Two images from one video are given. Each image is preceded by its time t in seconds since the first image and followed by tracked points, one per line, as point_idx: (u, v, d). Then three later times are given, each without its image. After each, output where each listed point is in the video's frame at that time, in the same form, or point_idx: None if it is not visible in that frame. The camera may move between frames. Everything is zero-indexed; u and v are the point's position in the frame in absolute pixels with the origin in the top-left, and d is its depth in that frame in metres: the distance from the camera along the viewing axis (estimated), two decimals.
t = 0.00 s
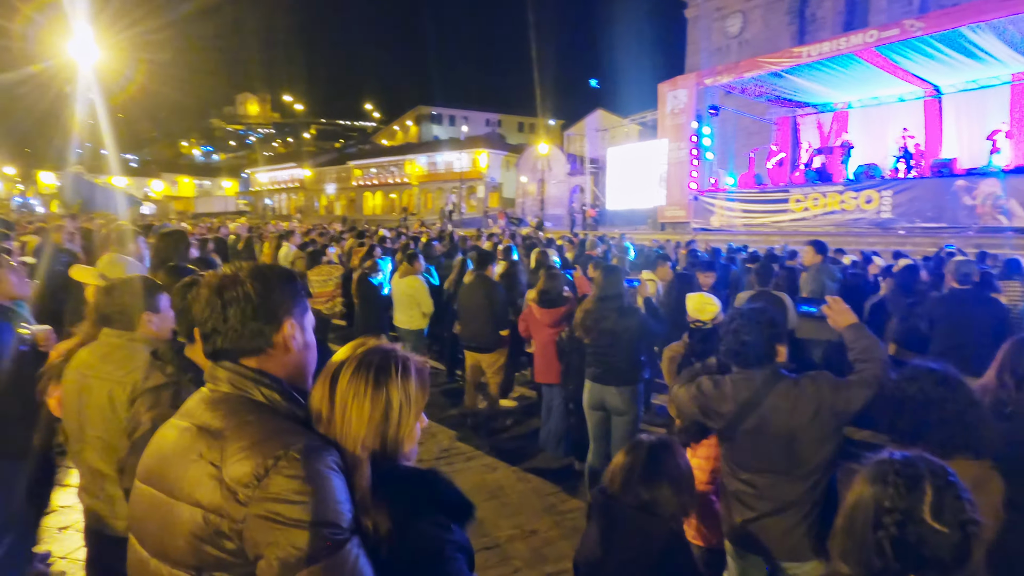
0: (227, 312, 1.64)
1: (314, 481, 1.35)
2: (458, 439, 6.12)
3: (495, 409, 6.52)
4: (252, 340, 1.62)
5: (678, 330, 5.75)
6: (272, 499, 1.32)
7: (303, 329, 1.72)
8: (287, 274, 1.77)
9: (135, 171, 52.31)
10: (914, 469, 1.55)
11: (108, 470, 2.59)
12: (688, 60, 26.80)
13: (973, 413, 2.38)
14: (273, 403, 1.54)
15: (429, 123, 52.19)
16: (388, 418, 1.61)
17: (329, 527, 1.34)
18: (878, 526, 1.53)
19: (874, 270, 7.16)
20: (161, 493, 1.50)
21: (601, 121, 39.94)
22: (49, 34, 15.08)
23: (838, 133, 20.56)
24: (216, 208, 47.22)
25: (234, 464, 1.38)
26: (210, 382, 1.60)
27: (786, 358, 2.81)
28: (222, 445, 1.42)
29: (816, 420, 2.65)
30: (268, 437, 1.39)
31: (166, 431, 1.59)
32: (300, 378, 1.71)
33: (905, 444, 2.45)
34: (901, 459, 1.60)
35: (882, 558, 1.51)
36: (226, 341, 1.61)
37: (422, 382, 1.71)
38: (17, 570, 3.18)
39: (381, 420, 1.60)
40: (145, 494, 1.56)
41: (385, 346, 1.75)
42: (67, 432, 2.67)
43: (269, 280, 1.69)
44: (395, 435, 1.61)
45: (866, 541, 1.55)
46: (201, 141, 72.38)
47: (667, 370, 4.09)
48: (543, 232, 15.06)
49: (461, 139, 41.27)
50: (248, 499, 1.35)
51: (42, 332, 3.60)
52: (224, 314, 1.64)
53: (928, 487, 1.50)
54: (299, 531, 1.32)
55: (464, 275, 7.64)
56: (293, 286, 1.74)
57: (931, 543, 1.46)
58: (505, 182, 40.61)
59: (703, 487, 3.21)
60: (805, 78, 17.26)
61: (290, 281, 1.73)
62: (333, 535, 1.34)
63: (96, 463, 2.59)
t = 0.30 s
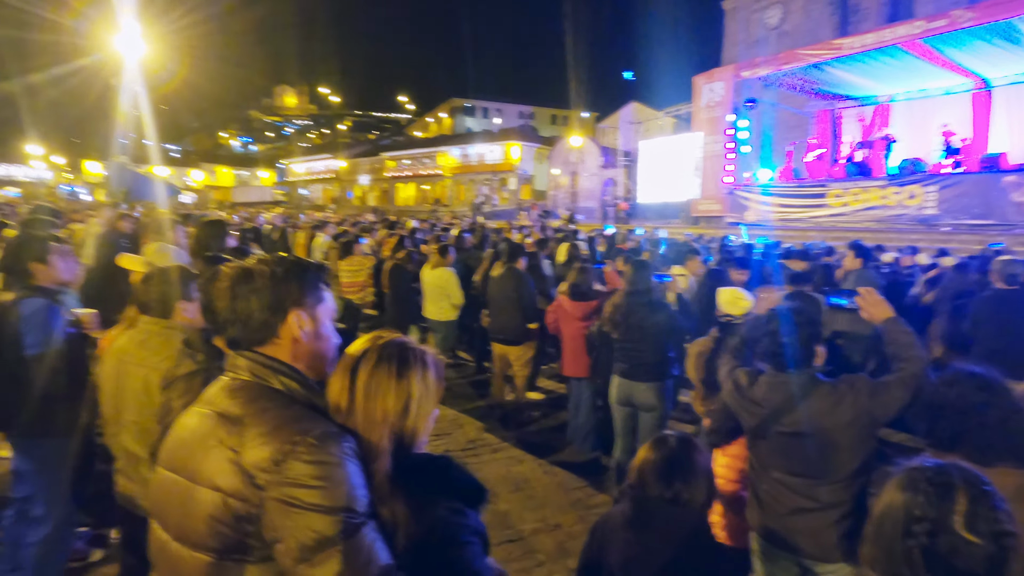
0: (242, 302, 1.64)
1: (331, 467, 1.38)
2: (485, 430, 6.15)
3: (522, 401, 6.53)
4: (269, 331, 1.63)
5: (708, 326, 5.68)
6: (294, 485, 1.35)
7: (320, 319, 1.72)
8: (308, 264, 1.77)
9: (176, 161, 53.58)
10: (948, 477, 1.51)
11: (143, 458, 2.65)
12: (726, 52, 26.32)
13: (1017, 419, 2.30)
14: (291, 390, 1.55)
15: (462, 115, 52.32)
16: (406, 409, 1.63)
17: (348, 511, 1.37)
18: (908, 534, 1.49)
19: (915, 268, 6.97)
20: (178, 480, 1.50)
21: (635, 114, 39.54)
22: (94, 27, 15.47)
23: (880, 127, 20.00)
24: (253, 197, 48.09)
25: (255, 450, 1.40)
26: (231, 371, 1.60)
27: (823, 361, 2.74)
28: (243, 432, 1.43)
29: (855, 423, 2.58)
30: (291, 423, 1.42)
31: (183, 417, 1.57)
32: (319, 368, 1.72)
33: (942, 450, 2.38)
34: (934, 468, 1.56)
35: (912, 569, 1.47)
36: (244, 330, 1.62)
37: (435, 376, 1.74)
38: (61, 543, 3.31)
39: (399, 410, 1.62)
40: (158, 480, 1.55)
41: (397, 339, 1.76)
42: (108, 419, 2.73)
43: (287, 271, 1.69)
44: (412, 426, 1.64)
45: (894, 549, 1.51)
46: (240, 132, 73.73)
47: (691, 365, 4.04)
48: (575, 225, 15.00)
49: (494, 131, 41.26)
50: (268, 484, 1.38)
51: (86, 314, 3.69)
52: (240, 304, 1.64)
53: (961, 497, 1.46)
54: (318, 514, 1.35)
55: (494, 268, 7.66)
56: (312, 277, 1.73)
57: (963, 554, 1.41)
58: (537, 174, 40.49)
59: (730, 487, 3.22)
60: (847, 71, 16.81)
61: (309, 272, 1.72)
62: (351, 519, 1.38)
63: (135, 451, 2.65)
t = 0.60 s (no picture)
0: (236, 293, 1.61)
1: (338, 460, 1.33)
2: (491, 419, 6.16)
3: (528, 391, 6.54)
4: (260, 318, 1.58)
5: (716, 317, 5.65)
6: (300, 480, 1.32)
7: (323, 303, 1.64)
8: (312, 245, 1.71)
9: (187, 147, 53.83)
10: (958, 471, 1.49)
11: (151, 438, 2.68)
12: (740, 42, 26.05)
13: None
14: (293, 379, 1.52)
15: (473, 104, 52.26)
16: (423, 394, 1.59)
17: (357, 505, 1.33)
18: (916, 529, 1.49)
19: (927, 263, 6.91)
20: (182, 474, 1.50)
21: (647, 104, 39.31)
22: (108, 11, 15.53)
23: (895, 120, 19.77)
24: (264, 183, 48.30)
25: (259, 442, 1.37)
26: (232, 362, 1.56)
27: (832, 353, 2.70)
28: (247, 425, 1.40)
29: (863, 421, 2.58)
30: (296, 415, 1.38)
31: (186, 410, 1.56)
32: (329, 352, 1.64)
33: (952, 445, 2.37)
34: (944, 461, 1.55)
35: (919, 563, 1.47)
36: (241, 322, 1.59)
37: (446, 359, 1.70)
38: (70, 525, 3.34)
39: (415, 394, 1.58)
40: (166, 476, 1.56)
41: (405, 323, 1.72)
42: (117, 401, 2.77)
43: (283, 256, 1.62)
44: (428, 412, 1.61)
45: (905, 545, 1.50)
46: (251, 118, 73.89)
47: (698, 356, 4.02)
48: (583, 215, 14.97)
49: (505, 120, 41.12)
50: (275, 479, 1.35)
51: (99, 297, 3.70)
52: (233, 295, 1.61)
53: (970, 491, 1.45)
54: (327, 510, 1.31)
55: (501, 257, 7.64)
56: (310, 261, 1.64)
57: (972, 551, 1.40)
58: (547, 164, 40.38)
59: (741, 483, 3.21)
60: (862, 62, 16.60)
61: (305, 255, 1.63)
62: (362, 511, 1.34)
63: (142, 431, 2.69)
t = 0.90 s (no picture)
0: (202, 287, 1.54)
1: (321, 470, 1.27)
2: (468, 409, 6.17)
3: (505, 381, 6.57)
4: (224, 314, 1.53)
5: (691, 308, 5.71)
6: (278, 494, 1.25)
7: (298, 291, 1.57)
8: (281, 228, 1.64)
9: (160, 131, 52.78)
10: (923, 459, 1.54)
11: (113, 427, 2.65)
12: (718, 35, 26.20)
13: (993, 406, 2.36)
14: (269, 379, 1.46)
15: (452, 92, 51.99)
16: (408, 384, 1.64)
17: (340, 521, 1.27)
18: (882, 514, 1.51)
19: (898, 255, 7.06)
20: (154, 483, 1.44)
21: (626, 95, 39.41)
22: None
23: (869, 114, 20.07)
24: (240, 168, 47.49)
25: (234, 450, 1.31)
26: (203, 362, 1.50)
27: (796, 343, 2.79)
28: (220, 432, 1.35)
29: (830, 412, 2.63)
30: (274, 422, 1.32)
31: (155, 414, 1.50)
32: (307, 345, 1.59)
33: (919, 434, 2.42)
34: (911, 449, 1.60)
35: (885, 548, 1.49)
36: (209, 317, 1.54)
37: (429, 350, 1.77)
38: (34, 518, 3.27)
39: (401, 385, 1.63)
40: (136, 485, 1.50)
41: (386, 314, 1.77)
42: (79, 388, 2.73)
43: (249, 243, 1.55)
44: (413, 404, 1.65)
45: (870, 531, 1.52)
46: (226, 103, 72.66)
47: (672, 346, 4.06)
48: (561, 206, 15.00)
49: (484, 108, 40.93)
50: (251, 493, 1.28)
51: (65, 284, 3.64)
52: (197, 289, 1.55)
53: (936, 479, 1.49)
54: (308, 528, 1.24)
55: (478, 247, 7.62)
56: (281, 246, 1.57)
57: (935, 536, 1.43)
58: (527, 154, 40.35)
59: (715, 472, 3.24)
60: (838, 56, 16.79)
61: (274, 242, 1.56)
62: (345, 527, 1.28)
63: (104, 419, 2.65)
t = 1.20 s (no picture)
0: (150, 285, 1.48)
1: (270, 487, 1.23)
2: (419, 402, 6.14)
3: (457, 374, 6.56)
4: (172, 317, 1.47)
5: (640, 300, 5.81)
6: (222, 514, 1.21)
7: (248, 295, 1.52)
8: (244, 223, 1.60)
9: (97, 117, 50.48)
10: (857, 449, 1.63)
11: (35, 428, 2.49)
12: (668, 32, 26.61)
13: (919, 394, 2.49)
14: (217, 386, 1.41)
15: (405, 82, 51.47)
16: (363, 391, 1.64)
17: (287, 543, 1.24)
18: (817, 503, 1.55)
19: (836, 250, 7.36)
20: (94, 491, 1.39)
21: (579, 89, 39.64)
22: None
23: (812, 113, 20.76)
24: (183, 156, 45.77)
25: (177, 463, 1.25)
26: (150, 366, 1.45)
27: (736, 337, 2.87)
28: (162, 444, 1.29)
29: (766, 401, 2.73)
30: (224, 433, 1.27)
31: (96, 417, 1.45)
32: (260, 352, 1.53)
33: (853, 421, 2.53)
34: (845, 439, 1.68)
35: (818, 533, 1.51)
36: (153, 318, 1.48)
37: (392, 353, 1.74)
38: None
39: (355, 389, 1.62)
40: (73, 494, 1.45)
41: (349, 316, 1.77)
42: None
43: (196, 242, 1.49)
44: (368, 409, 1.65)
45: (802, 515, 1.56)
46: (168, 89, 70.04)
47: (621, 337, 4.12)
48: (514, 199, 15.03)
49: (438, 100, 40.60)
50: (192, 512, 1.23)
51: None
52: (143, 287, 1.50)
53: (868, 467, 1.58)
54: (252, 550, 1.21)
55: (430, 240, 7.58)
56: (231, 249, 1.52)
57: (867, 521, 1.49)
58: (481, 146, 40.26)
59: (658, 463, 3.30)
60: (783, 56, 17.26)
61: (222, 245, 1.51)
62: (292, 547, 1.25)
63: (28, 419, 2.49)
